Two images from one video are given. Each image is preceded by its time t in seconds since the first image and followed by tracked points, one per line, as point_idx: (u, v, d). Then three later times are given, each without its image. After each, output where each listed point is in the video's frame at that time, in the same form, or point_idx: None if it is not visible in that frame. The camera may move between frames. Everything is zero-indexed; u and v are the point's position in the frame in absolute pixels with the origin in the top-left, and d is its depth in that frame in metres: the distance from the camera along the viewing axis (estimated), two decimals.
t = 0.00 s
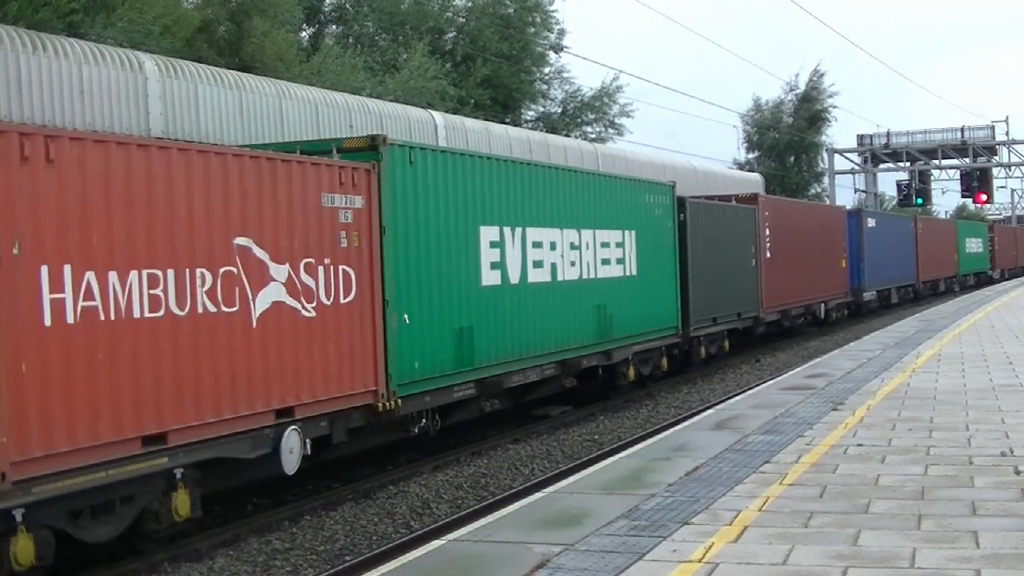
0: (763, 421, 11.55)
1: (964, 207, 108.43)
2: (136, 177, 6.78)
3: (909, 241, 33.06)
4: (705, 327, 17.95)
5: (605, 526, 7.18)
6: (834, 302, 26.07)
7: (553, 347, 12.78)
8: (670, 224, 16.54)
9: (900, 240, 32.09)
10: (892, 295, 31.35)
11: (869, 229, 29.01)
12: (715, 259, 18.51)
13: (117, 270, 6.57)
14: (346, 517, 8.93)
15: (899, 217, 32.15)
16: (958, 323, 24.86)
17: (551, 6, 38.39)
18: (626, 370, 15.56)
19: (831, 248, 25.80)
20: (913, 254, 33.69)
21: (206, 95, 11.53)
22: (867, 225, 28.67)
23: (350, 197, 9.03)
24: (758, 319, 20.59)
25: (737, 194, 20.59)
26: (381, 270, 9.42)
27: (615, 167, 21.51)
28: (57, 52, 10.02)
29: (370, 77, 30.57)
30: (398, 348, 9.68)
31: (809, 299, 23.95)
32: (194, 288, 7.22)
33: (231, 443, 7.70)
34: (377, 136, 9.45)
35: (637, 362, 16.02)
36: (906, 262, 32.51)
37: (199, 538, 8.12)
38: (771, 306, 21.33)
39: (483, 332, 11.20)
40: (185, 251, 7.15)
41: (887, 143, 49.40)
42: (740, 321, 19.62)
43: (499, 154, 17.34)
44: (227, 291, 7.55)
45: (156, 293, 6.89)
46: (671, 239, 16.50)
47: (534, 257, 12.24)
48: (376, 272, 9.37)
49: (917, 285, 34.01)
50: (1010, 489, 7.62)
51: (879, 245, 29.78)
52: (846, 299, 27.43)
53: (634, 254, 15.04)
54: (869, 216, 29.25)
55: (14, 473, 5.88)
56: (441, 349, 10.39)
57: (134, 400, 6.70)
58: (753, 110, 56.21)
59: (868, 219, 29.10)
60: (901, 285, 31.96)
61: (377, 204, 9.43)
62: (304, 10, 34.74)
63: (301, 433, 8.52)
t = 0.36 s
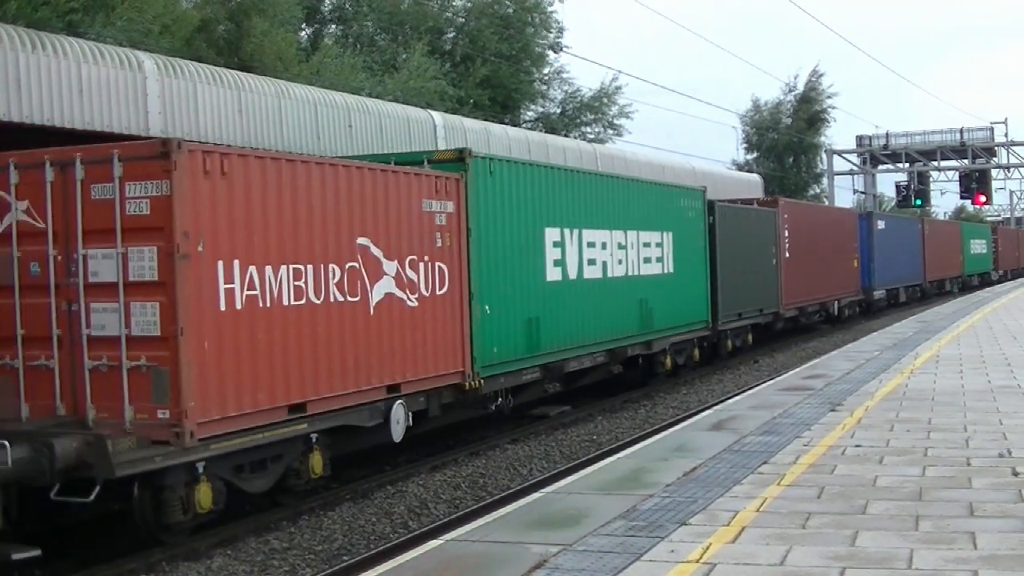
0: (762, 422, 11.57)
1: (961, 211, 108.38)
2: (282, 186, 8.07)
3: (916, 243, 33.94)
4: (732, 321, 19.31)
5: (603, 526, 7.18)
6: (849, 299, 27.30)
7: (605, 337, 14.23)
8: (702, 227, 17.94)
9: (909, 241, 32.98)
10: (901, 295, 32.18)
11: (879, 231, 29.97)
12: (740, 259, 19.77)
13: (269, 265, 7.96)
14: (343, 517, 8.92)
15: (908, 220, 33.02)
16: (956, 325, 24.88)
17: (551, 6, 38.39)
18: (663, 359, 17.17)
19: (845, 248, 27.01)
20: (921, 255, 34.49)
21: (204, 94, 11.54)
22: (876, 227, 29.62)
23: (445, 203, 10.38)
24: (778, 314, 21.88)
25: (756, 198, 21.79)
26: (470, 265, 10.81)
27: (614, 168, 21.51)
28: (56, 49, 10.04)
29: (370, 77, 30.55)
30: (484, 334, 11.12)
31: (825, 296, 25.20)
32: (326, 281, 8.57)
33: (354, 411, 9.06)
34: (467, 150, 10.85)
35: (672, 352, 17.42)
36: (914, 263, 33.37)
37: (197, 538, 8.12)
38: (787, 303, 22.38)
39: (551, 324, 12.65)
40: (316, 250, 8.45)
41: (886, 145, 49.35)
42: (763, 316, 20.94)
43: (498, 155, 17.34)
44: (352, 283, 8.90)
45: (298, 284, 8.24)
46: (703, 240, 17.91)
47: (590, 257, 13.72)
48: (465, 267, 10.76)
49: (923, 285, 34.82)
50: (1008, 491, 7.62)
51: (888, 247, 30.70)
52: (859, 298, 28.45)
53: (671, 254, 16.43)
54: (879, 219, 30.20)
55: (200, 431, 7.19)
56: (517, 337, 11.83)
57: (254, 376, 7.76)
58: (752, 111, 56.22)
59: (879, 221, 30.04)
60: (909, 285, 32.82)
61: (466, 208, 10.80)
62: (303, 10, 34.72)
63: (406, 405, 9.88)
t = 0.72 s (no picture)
0: (761, 421, 11.59)
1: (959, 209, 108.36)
2: (391, 193, 9.64)
3: (922, 242, 34.82)
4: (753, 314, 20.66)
5: (602, 526, 7.18)
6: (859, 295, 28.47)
7: (645, 328, 15.75)
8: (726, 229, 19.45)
9: (915, 240, 33.92)
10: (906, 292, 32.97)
11: (887, 230, 30.96)
12: (759, 257, 21.07)
13: (381, 262, 9.49)
14: (342, 517, 8.92)
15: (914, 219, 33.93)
16: (954, 323, 24.90)
17: (548, 6, 38.38)
18: (696, 349, 18.58)
19: (855, 248, 28.09)
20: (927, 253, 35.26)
21: (202, 95, 11.52)
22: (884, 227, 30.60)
23: (516, 208, 11.97)
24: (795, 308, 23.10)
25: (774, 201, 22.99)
26: (536, 262, 12.35)
27: (612, 167, 21.52)
28: (54, 50, 10.01)
29: (367, 78, 30.54)
30: (548, 324, 12.69)
31: (836, 294, 26.25)
32: (425, 276, 10.14)
33: (450, 387, 10.71)
34: (532, 160, 12.44)
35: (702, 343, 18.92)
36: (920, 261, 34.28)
37: (196, 539, 8.11)
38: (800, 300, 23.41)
39: (602, 314, 14.19)
40: (415, 249, 10.00)
41: (884, 143, 49.29)
42: (781, 310, 22.24)
43: (496, 155, 17.33)
44: (447, 278, 10.53)
45: (405, 279, 9.83)
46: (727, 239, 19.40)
47: (632, 255, 15.27)
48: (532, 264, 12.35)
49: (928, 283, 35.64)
50: (1007, 489, 7.63)
51: (895, 245, 31.62)
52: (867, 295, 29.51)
53: (700, 251, 17.96)
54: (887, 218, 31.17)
55: (331, 402, 8.74)
56: (573, 325, 13.39)
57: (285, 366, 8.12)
58: (750, 110, 56.23)
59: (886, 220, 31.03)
60: (914, 283, 33.71)
61: (533, 211, 12.36)
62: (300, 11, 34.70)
63: (486, 384, 11.45)
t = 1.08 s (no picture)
0: (759, 420, 11.59)
1: (959, 208, 108.41)
2: (474, 198, 11.09)
3: (932, 241, 35.35)
4: (777, 308, 21.80)
5: (600, 525, 7.16)
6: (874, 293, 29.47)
7: (684, 321, 17.14)
8: (754, 228, 20.79)
9: (925, 239, 34.47)
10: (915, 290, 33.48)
11: (897, 230, 31.59)
12: (778, 256, 21.93)
13: (467, 257, 10.99)
14: (340, 516, 8.89)
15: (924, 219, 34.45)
16: (953, 323, 24.93)
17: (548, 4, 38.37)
18: (724, 340, 19.90)
19: (868, 246, 28.80)
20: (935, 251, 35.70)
21: (201, 93, 11.51)
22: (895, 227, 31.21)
23: (574, 210, 13.42)
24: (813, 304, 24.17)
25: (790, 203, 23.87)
26: (591, 259, 13.77)
27: (611, 166, 21.52)
28: (53, 48, 10.01)
29: (366, 76, 30.52)
30: (600, 314, 14.07)
31: (848, 291, 26.95)
32: (501, 271, 11.65)
33: (519, 369, 12.20)
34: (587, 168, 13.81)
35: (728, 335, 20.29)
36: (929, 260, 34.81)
37: (194, 537, 8.09)
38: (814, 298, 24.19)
39: (646, 308, 15.50)
40: (493, 246, 11.51)
41: (883, 143, 49.24)
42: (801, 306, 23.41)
43: (495, 154, 17.32)
44: (519, 273, 12.00)
45: (483, 273, 11.33)
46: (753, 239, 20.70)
47: (673, 253, 16.65)
48: (588, 261, 13.71)
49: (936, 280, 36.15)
50: (1006, 489, 7.63)
51: (905, 245, 32.19)
52: (878, 292, 30.22)
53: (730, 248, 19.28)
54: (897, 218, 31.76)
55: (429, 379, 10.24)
56: (620, 317, 14.70)
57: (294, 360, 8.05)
58: (749, 109, 56.23)
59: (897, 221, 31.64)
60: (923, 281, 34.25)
61: (587, 214, 13.71)
62: (300, 9, 34.68)
63: (550, 367, 12.92)
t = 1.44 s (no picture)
0: (759, 420, 11.59)
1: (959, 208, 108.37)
2: (540, 203, 12.58)
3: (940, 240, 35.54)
4: (797, 304, 23.05)
5: (600, 524, 7.16)
6: (886, 291, 30.64)
7: (716, 314, 18.58)
8: (775, 228, 22.10)
9: (933, 239, 34.69)
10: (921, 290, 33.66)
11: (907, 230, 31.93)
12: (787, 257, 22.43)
13: (536, 255, 12.52)
14: (340, 515, 8.89)
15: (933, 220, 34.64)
16: (954, 323, 24.96)
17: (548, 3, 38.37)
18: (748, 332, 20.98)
19: (876, 246, 29.21)
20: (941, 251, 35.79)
21: (202, 92, 11.50)
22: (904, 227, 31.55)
23: (623, 212, 14.89)
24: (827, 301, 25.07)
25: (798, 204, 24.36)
26: (637, 257, 15.26)
27: (612, 165, 21.53)
28: (54, 48, 10.01)
29: (366, 75, 30.51)
30: (644, 306, 15.53)
31: (856, 291, 27.37)
32: (563, 267, 13.16)
33: (576, 355, 13.71)
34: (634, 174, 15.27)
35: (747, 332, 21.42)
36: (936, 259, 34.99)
37: (193, 536, 8.09)
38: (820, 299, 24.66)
39: (682, 301, 16.93)
40: (558, 246, 13.04)
41: (883, 143, 49.22)
42: (819, 302, 24.65)
43: (496, 153, 17.33)
44: (576, 269, 13.50)
45: (549, 269, 12.83)
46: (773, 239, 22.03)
47: (706, 251, 18.10)
48: (634, 260, 15.19)
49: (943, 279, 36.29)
50: (1006, 489, 7.63)
51: (914, 244, 32.48)
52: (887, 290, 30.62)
53: (755, 247, 20.66)
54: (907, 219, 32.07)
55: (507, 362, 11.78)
56: (659, 310, 16.10)
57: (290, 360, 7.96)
58: (749, 108, 56.23)
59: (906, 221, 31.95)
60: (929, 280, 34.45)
61: (633, 216, 15.19)
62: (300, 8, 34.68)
63: (602, 354, 14.42)
